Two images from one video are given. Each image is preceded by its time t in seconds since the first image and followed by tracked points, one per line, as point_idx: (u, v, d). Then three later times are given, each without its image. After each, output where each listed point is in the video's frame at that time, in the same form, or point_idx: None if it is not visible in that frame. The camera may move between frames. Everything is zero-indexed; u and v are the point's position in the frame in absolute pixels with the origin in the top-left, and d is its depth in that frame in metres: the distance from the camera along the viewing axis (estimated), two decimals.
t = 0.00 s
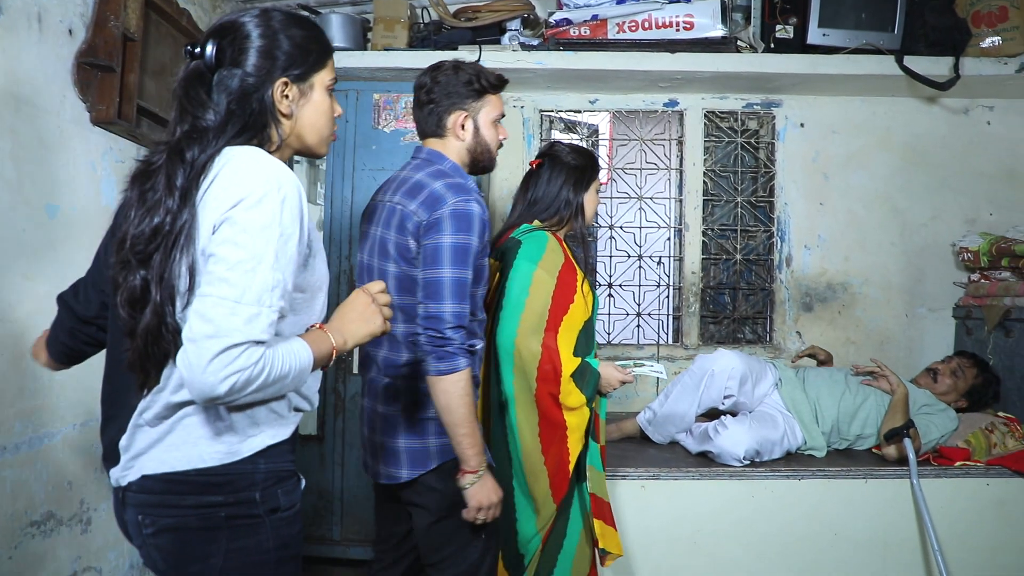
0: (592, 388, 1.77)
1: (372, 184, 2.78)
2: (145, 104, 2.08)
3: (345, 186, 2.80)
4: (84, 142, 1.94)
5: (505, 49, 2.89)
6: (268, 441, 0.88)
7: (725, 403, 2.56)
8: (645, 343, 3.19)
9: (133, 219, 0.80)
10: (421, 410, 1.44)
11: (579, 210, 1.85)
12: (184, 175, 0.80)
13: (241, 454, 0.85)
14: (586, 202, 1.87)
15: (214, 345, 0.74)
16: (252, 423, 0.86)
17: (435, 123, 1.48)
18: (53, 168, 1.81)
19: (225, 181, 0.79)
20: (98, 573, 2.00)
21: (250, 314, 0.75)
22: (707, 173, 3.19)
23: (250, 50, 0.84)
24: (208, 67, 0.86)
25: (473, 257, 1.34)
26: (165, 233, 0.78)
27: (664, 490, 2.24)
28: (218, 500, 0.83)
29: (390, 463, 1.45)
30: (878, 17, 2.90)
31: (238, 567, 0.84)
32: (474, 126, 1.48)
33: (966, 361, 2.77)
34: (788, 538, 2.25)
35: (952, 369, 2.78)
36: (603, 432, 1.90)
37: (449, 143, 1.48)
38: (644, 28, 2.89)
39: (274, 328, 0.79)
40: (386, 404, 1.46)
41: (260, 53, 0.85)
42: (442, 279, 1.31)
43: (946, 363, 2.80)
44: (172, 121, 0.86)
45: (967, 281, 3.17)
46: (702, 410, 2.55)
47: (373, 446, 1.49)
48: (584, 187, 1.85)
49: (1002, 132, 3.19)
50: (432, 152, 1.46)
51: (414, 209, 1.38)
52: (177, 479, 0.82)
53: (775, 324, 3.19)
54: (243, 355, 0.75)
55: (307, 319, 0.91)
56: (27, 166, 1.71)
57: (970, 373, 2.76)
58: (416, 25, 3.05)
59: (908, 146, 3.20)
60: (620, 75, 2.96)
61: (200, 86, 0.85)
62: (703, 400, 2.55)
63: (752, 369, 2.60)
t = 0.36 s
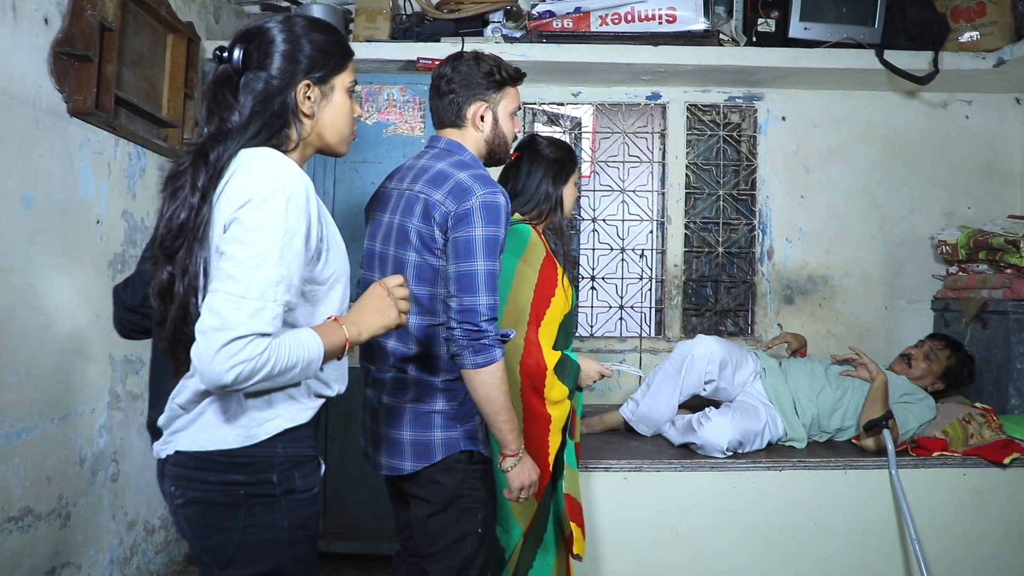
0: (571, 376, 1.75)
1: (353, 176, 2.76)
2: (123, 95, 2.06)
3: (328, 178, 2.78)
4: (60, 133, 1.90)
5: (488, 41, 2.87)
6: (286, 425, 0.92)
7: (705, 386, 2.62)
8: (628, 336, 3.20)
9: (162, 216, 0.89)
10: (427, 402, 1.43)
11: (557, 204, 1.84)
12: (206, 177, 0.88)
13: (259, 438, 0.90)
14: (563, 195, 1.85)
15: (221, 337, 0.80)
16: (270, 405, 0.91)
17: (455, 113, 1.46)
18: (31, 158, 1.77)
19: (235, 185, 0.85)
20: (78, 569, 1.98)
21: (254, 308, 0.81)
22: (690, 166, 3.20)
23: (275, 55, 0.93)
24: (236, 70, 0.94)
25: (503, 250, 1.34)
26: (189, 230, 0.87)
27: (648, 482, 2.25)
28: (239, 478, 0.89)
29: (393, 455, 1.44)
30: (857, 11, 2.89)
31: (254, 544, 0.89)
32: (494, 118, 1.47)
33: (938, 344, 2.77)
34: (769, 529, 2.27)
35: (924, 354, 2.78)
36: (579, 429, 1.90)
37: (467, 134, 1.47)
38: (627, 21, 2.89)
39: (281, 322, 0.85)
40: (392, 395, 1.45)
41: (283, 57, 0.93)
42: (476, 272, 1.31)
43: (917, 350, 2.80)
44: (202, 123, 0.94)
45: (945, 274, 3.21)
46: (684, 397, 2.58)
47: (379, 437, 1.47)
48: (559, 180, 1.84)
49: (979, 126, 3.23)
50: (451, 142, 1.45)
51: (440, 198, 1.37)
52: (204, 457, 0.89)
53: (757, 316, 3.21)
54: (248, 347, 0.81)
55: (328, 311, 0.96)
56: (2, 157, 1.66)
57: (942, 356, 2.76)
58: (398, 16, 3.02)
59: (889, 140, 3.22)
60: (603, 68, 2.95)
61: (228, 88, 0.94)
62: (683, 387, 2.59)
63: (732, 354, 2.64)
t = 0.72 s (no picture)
0: (557, 372, 1.77)
1: (337, 171, 2.73)
2: (104, 88, 2.03)
3: (313, 173, 2.75)
4: (40, 126, 1.86)
5: (473, 35, 2.86)
6: (282, 409, 0.95)
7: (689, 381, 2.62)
8: (613, 330, 3.20)
9: (181, 210, 0.96)
10: (407, 393, 1.43)
11: (537, 197, 1.81)
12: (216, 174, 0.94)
13: (255, 420, 0.94)
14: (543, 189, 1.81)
15: (211, 328, 0.83)
16: (265, 389, 0.95)
17: (433, 110, 1.45)
18: (9, 151, 1.73)
19: (230, 184, 0.87)
20: (59, 566, 1.95)
21: (242, 301, 0.83)
22: (675, 161, 3.20)
23: (288, 57, 0.96)
24: (251, 70, 0.99)
25: (471, 241, 1.33)
26: (199, 223, 0.93)
27: (633, 476, 2.25)
28: (237, 458, 0.94)
29: (375, 446, 1.44)
30: (841, 6, 2.91)
31: (251, 519, 0.93)
32: (472, 114, 1.46)
33: (915, 331, 2.78)
34: (751, 521, 2.28)
35: (903, 341, 2.80)
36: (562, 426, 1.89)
37: (446, 130, 1.45)
38: (613, 16, 2.86)
39: (272, 314, 0.86)
40: (374, 386, 1.46)
41: (297, 60, 0.97)
42: (443, 264, 1.30)
43: (895, 338, 2.82)
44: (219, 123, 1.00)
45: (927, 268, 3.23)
46: (667, 392, 2.58)
47: (363, 427, 1.48)
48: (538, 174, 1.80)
49: (961, 121, 3.26)
50: (428, 138, 1.44)
51: (411, 191, 1.36)
52: (208, 436, 0.95)
53: (741, 310, 3.22)
54: (236, 338, 0.83)
55: (329, 304, 0.97)
56: None
57: (920, 342, 2.77)
58: (383, 9, 3.00)
59: (871, 135, 3.24)
60: (588, 62, 2.94)
61: (242, 88, 0.99)
62: (666, 382, 2.58)
63: (715, 350, 2.65)
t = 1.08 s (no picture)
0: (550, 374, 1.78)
1: (327, 169, 2.72)
2: (92, 85, 2.02)
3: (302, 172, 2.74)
4: (27, 123, 1.84)
5: (463, 33, 2.85)
6: (271, 405, 0.95)
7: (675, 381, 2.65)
8: (604, 329, 3.20)
9: (176, 211, 0.96)
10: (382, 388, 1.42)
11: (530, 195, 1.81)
12: (208, 174, 0.93)
13: (245, 416, 0.93)
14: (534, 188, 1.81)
15: (195, 327, 0.82)
16: (254, 385, 0.94)
17: (410, 111, 1.45)
18: None
19: (219, 186, 0.87)
20: (44, 567, 1.93)
21: (226, 301, 0.83)
22: (665, 160, 3.20)
23: (285, 62, 0.96)
24: (249, 74, 0.97)
25: (440, 238, 1.32)
26: (191, 225, 0.92)
27: (622, 474, 2.26)
28: (229, 452, 0.93)
29: (353, 441, 1.45)
30: (831, 6, 2.92)
31: (244, 512, 0.93)
32: (449, 114, 1.45)
33: (891, 315, 2.77)
34: (740, 518, 2.29)
35: (883, 327, 2.78)
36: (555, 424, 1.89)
37: (423, 133, 1.45)
38: (603, 15, 2.87)
39: (257, 314, 0.85)
40: (350, 381, 1.45)
41: (293, 64, 0.96)
42: (409, 260, 1.30)
43: (875, 324, 2.80)
44: (215, 124, 0.99)
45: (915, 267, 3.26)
46: (652, 390, 2.61)
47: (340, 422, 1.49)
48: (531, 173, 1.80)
49: (949, 121, 3.28)
50: (406, 138, 1.43)
51: (380, 189, 1.36)
52: (201, 431, 0.95)
53: (731, 309, 3.24)
54: (220, 337, 0.83)
55: (319, 305, 0.96)
56: None
57: (898, 325, 2.75)
58: (373, 7, 2.99)
59: (860, 134, 3.26)
60: (578, 61, 2.94)
61: (239, 92, 0.98)
62: (651, 380, 2.61)
63: (703, 349, 2.67)
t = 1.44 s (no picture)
0: (559, 374, 1.75)
1: (318, 169, 2.71)
2: (80, 84, 2.00)
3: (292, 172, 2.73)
4: (14, 122, 1.82)
5: (454, 33, 2.84)
6: (250, 404, 0.94)
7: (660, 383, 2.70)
8: (595, 329, 3.21)
9: (163, 208, 0.95)
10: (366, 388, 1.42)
11: (540, 196, 1.83)
12: (194, 173, 0.93)
13: (224, 414, 0.93)
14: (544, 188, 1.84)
15: (177, 325, 0.82)
16: (233, 384, 0.94)
17: (390, 111, 1.45)
18: None
19: (206, 184, 0.86)
20: (32, 570, 1.91)
21: (209, 300, 0.82)
22: (656, 159, 3.21)
23: (274, 61, 0.95)
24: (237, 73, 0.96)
25: (419, 239, 1.32)
26: (178, 225, 0.92)
27: (611, 474, 2.26)
28: (206, 450, 0.93)
29: (340, 441, 1.44)
30: (821, 6, 2.93)
31: (222, 511, 0.92)
32: (429, 114, 1.45)
33: (878, 308, 2.78)
34: (730, 516, 2.30)
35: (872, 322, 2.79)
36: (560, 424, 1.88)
37: (405, 134, 1.44)
38: (593, 15, 2.88)
39: (239, 314, 0.85)
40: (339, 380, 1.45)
41: (282, 64, 0.95)
42: (387, 261, 1.30)
43: (864, 319, 2.81)
44: (203, 123, 0.98)
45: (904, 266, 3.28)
46: (634, 393, 2.65)
47: (326, 423, 1.49)
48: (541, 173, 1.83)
49: (937, 121, 3.31)
50: (389, 138, 1.43)
51: (360, 190, 1.36)
52: (180, 429, 0.94)
53: (722, 308, 3.25)
54: (201, 335, 0.82)
55: (304, 305, 0.96)
56: None
57: (886, 319, 2.75)
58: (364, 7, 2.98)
59: (850, 135, 3.28)
60: (569, 60, 2.94)
61: (227, 91, 0.97)
62: (635, 382, 2.66)
63: (687, 352, 2.74)
